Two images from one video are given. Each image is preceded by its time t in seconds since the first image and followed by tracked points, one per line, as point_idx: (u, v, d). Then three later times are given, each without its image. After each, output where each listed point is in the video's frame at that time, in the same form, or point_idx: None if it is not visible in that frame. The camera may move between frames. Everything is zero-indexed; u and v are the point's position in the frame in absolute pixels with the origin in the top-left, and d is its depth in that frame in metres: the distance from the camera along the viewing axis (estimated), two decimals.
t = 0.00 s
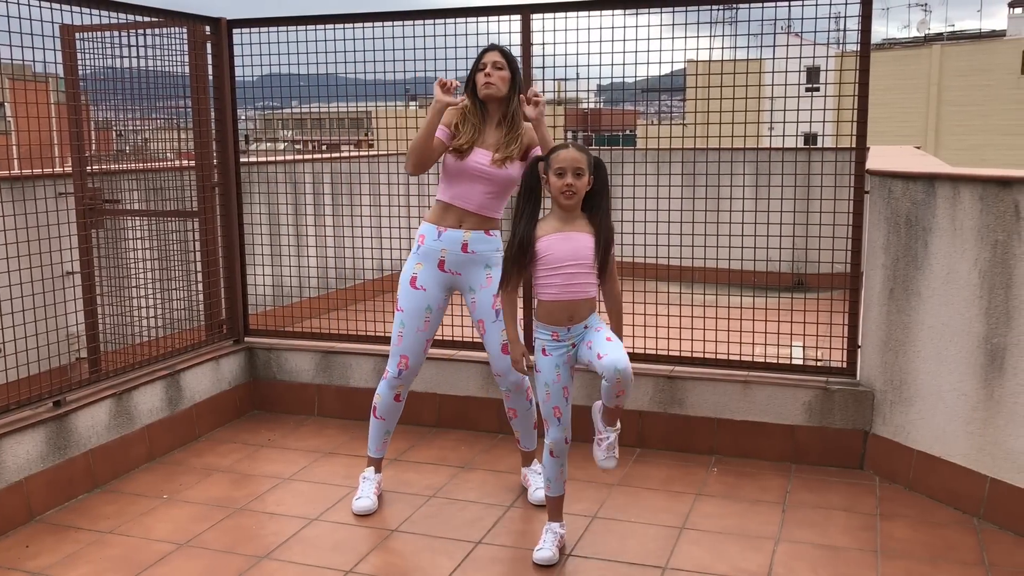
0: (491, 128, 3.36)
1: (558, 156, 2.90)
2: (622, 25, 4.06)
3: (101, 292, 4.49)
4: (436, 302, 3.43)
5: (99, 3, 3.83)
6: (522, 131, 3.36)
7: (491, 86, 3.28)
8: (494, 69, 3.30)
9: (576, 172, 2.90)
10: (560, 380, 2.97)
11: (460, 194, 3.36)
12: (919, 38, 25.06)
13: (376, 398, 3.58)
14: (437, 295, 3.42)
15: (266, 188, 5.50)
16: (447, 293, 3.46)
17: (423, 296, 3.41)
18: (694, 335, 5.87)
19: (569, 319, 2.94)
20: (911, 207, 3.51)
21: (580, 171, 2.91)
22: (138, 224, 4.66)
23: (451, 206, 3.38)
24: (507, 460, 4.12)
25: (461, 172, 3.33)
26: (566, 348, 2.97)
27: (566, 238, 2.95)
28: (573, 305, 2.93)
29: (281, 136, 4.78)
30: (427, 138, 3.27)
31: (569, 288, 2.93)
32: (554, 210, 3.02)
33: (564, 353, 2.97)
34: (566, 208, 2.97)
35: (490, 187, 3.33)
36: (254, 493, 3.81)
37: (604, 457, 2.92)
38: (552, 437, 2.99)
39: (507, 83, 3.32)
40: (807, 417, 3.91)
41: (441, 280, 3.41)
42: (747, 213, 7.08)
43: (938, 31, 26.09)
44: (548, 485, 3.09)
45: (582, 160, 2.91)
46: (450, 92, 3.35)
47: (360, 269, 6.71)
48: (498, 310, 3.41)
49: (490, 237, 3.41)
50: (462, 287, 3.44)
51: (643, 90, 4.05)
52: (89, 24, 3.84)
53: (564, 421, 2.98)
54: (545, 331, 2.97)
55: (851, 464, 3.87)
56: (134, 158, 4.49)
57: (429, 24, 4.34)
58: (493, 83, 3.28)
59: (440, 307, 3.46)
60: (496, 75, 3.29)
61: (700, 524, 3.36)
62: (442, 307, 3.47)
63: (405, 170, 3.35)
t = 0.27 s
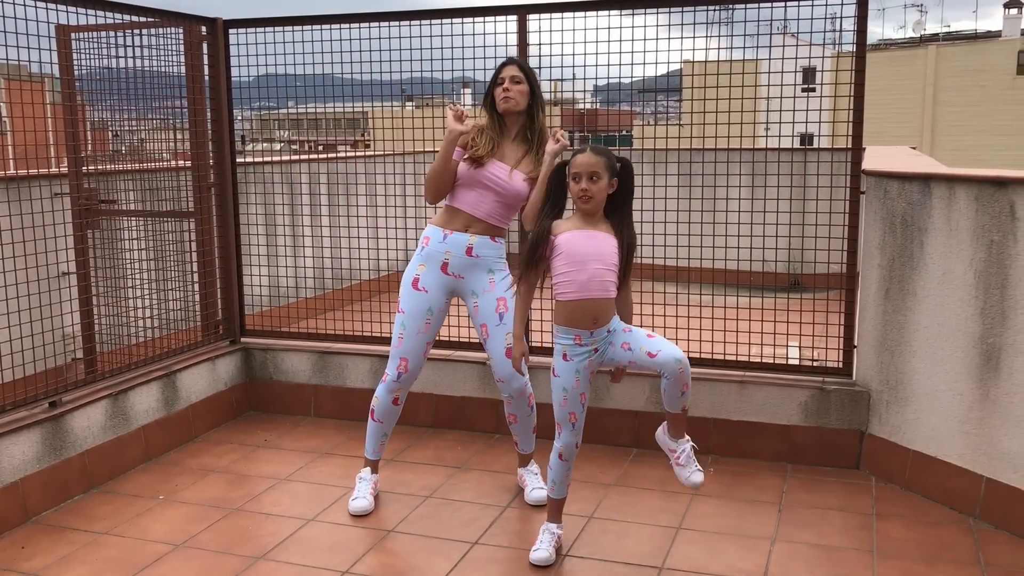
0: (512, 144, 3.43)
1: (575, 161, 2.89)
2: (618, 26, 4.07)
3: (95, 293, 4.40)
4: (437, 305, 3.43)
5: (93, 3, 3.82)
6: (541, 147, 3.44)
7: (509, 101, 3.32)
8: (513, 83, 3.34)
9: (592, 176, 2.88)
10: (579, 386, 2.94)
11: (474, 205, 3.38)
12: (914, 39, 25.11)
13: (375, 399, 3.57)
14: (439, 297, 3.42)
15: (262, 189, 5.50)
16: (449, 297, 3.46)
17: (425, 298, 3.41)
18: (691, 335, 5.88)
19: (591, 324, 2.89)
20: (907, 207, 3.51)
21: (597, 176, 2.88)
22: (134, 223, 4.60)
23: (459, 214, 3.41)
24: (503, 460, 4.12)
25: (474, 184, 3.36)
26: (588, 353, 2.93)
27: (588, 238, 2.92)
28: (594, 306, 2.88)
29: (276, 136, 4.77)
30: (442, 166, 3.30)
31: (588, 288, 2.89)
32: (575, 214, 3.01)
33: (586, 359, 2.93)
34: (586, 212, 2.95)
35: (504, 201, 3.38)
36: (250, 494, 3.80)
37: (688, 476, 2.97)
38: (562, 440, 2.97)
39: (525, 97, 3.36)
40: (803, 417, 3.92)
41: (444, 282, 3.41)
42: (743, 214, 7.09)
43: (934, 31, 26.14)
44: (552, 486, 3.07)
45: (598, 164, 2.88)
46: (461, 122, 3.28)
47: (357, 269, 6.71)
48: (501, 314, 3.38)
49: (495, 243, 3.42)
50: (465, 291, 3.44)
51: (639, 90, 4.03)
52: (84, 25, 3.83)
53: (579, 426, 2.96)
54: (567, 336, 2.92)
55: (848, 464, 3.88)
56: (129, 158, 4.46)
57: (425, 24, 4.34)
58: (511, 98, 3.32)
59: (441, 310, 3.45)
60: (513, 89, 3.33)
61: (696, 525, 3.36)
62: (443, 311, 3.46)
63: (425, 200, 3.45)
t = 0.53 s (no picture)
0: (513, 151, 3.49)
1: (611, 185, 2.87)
2: (614, 26, 4.07)
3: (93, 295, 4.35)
4: (434, 306, 3.42)
5: (90, 3, 3.82)
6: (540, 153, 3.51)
7: (511, 112, 3.39)
8: (513, 92, 3.40)
9: (626, 197, 2.85)
10: (620, 407, 2.92)
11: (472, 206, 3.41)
12: (911, 39, 25.16)
13: (371, 399, 3.57)
14: (435, 298, 3.41)
15: (260, 190, 5.50)
16: (447, 298, 3.45)
17: (422, 298, 3.40)
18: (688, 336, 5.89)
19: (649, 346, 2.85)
20: (904, 208, 3.52)
21: (635, 195, 2.84)
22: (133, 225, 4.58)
23: (458, 214, 3.43)
24: (501, 461, 4.12)
25: (474, 187, 3.42)
26: (640, 381, 2.89)
27: (640, 264, 2.91)
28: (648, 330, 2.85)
29: (274, 136, 4.76)
30: (439, 175, 3.35)
31: (643, 310, 2.87)
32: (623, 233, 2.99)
33: (634, 385, 2.90)
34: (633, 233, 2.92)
35: (505, 203, 3.42)
36: (247, 494, 3.80)
37: (729, 568, 2.91)
38: (585, 454, 2.95)
39: (526, 105, 3.43)
40: (800, 417, 3.92)
41: (441, 283, 3.40)
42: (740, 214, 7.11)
43: (931, 32, 26.16)
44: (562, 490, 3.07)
45: (632, 184, 2.84)
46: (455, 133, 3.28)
47: (354, 270, 6.70)
48: (498, 316, 3.38)
49: (493, 245, 3.42)
50: (462, 292, 3.43)
51: (636, 91, 4.05)
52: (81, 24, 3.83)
53: (606, 445, 2.93)
54: (623, 354, 2.89)
55: (845, 464, 3.88)
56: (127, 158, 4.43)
57: (423, 25, 4.35)
58: (512, 108, 3.39)
59: (438, 311, 3.44)
60: (514, 98, 3.40)
61: (694, 525, 3.37)
62: (440, 312, 3.46)
63: (425, 210, 3.51)
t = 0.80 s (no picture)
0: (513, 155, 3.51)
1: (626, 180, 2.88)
2: (613, 27, 4.08)
3: (92, 296, 4.34)
4: (431, 307, 3.41)
5: (88, 4, 3.82)
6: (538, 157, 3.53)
7: (508, 120, 3.41)
8: (508, 99, 3.41)
9: (635, 194, 2.85)
10: (625, 401, 2.92)
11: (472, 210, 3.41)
12: (909, 40, 25.19)
13: (369, 401, 3.57)
14: (432, 299, 3.40)
15: (259, 192, 5.50)
16: (444, 299, 3.45)
17: (419, 300, 3.39)
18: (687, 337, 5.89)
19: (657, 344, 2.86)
20: (903, 208, 3.52)
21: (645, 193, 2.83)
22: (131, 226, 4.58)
23: (457, 217, 3.43)
24: (501, 461, 4.13)
25: (474, 191, 3.42)
26: (646, 376, 2.89)
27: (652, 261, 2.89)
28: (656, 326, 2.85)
29: (272, 137, 4.76)
30: (440, 179, 3.37)
31: (651, 308, 2.87)
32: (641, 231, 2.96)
33: (639, 380, 2.90)
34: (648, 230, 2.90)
35: (504, 206, 3.43)
36: (246, 495, 3.80)
37: (728, 567, 2.90)
38: (590, 447, 2.96)
39: (523, 111, 3.44)
40: (799, 418, 3.92)
41: (438, 285, 3.40)
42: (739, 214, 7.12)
43: (930, 33, 26.18)
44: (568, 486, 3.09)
45: (642, 182, 2.84)
46: (462, 137, 3.29)
47: (353, 271, 6.70)
48: (496, 318, 3.39)
49: (490, 247, 3.42)
50: (459, 294, 3.42)
51: (635, 92, 4.05)
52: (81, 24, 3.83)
53: (611, 438, 2.94)
54: (629, 349, 2.90)
55: (844, 464, 3.88)
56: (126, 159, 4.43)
57: (421, 26, 4.36)
58: (510, 116, 3.41)
59: (435, 313, 3.44)
60: (511, 105, 3.41)
61: (693, 525, 3.37)
62: (437, 314, 3.45)
63: (424, 213, 3.51)
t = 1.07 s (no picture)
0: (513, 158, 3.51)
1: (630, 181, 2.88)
2: (612, 28, 4.08)
3: (92, 296, 4.35)
4: (430, 308, 3.41)
5: (88, 4, 3.82)
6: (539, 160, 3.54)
7: (510, 122, 3.40)
8: (511, 101, 3.41)
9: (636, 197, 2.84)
10: (619, 397, 2.92)
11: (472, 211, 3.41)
12: (909, 41, 25.21)
13: (368, 402, 3.56)
14: (431, 300, 3.40)
15: (258, 192, 5.50)
16: (443, 300, 3.45)
17: (418, 301, 3.39)
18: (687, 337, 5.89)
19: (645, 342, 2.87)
20: (903, 209, 3.52)
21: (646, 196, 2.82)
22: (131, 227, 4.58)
23: (456, 217, 3.42)
24: (500, 462, 4.12)
25: (473, 192, 3.42)
26: (639, 372, 2.89)
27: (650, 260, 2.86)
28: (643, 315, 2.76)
29: (272, 137, 4.77)
30: (440, 179, 3.37)
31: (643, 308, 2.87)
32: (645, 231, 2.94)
33: (633, 376, 2.90)
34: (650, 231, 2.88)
35: (503, 207, 3.43)
36: (245, 496, 3.79)
37: (728, 568, 2.90)
38: (586, 443, 2.96)
39: (525, 113, 3.43)
40: (798, 419, 3.92)
41: (437, 286, 3.39)
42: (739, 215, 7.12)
43: (929, 34, 26.20)
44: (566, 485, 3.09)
45: (641, 183, 2.82)
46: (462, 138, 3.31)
47: (352, 271, 6.70)
48: (496, 319, 3.39)
49: (490, 247, 3.42)
50: (458, 295, 3.42)
51: (635, 92, 4.05)
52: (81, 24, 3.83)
53: (606, 434, 2.94)
54: (622, 346, 2.91)
55: (844, 466, 3.88)
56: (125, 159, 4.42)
57: (421, 27, 4.36)
58: (512, 118, 3.40)
59: (434, 314, 3.43)
60: (514, 108, 3.40)
61: (692, 526, 3.37)
62: (436, 315, 3.45)
63: (422, 214, 3.50)
